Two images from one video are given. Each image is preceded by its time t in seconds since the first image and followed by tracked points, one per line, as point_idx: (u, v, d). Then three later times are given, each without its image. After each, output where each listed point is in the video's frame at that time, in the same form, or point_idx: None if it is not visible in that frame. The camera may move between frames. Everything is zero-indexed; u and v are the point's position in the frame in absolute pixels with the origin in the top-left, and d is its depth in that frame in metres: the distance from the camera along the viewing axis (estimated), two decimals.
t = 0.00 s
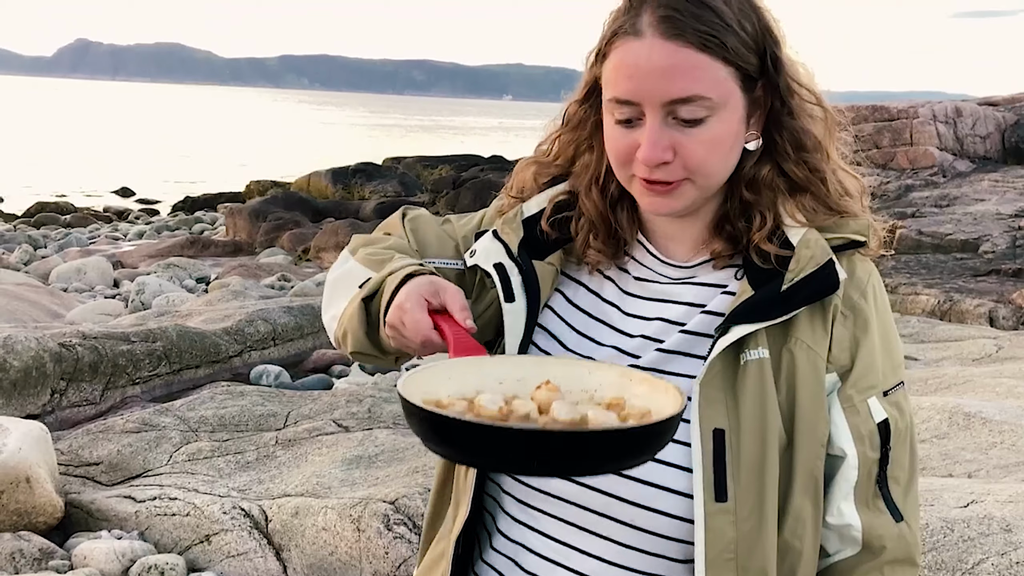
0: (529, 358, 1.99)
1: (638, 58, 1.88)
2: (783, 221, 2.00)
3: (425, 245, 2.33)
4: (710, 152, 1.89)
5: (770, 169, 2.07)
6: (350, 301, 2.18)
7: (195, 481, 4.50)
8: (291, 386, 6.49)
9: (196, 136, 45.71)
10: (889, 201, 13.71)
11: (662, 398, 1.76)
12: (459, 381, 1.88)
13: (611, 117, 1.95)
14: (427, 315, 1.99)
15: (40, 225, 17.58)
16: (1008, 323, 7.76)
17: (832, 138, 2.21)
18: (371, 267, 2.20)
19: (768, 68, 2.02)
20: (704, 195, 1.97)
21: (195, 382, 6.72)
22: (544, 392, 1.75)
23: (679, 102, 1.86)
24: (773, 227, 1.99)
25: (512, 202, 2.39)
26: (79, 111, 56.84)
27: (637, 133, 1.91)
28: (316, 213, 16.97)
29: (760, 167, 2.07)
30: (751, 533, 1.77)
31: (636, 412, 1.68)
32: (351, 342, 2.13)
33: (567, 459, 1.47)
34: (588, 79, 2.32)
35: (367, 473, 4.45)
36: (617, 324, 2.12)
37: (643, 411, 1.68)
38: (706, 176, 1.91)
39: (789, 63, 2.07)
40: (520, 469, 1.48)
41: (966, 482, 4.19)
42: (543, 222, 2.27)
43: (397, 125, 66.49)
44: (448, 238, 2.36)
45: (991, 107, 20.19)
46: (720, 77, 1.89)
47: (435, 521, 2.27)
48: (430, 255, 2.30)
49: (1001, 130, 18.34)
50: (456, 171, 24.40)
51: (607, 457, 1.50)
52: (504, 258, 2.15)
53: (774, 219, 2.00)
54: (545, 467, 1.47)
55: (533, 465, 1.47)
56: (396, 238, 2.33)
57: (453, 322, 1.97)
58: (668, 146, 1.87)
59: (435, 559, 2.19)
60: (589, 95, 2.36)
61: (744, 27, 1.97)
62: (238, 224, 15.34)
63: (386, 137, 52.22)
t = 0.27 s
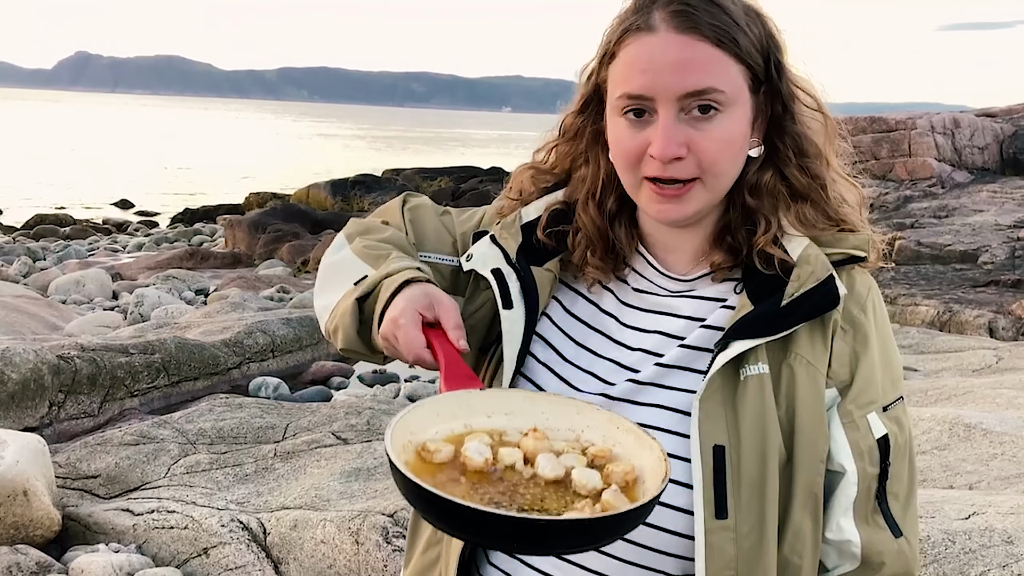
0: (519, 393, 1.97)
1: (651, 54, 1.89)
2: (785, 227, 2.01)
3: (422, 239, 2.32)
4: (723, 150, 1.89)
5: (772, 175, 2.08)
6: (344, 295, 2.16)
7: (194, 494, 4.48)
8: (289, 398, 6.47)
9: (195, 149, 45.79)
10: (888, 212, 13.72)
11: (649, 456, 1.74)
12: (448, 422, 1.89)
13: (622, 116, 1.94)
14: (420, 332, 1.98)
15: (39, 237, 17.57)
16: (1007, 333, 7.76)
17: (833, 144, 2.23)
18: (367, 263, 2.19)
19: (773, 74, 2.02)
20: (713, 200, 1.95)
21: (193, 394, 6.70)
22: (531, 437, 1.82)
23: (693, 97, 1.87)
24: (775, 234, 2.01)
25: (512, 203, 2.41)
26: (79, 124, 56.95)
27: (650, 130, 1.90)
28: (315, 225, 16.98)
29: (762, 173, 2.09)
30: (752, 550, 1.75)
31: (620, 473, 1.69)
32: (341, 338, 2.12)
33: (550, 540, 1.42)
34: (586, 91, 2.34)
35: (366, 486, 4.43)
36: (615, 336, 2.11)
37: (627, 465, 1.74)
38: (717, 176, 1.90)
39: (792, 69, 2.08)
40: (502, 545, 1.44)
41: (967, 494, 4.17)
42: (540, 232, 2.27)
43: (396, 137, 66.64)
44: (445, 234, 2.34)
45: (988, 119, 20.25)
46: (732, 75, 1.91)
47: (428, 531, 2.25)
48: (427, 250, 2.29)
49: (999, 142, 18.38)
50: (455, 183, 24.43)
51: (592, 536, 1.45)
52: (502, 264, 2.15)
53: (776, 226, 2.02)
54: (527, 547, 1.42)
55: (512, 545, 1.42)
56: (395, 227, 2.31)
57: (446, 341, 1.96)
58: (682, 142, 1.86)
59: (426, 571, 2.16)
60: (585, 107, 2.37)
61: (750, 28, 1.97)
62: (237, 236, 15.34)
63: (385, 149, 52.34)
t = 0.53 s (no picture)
0: (525, 396, 1.94)
1: (650, 52, 1.87)
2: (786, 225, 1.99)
3: (418, 250, 2.29)
4: (723, 149, 1.86)
5: (771, 172, 2.06)
6: (342, 310, 2.14)
7: (189, 499, 4.45)
8: (285, 402, 6.44)
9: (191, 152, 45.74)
10: (885, 215, 13.71)
11: (663, 449, 1.70)
12: (458, 427, 1.87)
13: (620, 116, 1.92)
14: (422, 342, 1.95)
15: (34, 242, 17.51)
16: (1006, 336, 7.75)
17: (830, 140, 2.22)
18: (363, 276, 2.16)
19: (770, 71, 2.01)
20: (714, 199, 1.93)
21: (189, 399, 6.67)
22: (541, 437, 1.80)
23: (692, 95, 1.85)
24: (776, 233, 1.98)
25: (508, 211, 2.38)
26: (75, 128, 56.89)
27: (650, 129, 1.87)
28: (312, 228, 16.94)
29: (761, 171, 2.06)
30: (752, 555, 1.73)
31: (634, 467, 1.66)
32: (341, 355, 2.09)
33: (563, 538, 1.38)
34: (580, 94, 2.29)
35: (363, 490, 4.40)
36: (613, 341, 2.08)
37: (641, 458, 1.71)
38: (717, 176, 1.88)
39: (788, 66, 2.07)
40: (513, 547, 1.41)
41: (967, 498, 4.14)
42: (535, 239, 2.25)
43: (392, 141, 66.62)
44: (442, 245, 2.31)
45: (985, 122, 20.26)
46: (731, 72, 1.89)
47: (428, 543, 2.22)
48: (423, 263, 2.27)
49: (996, 144, 18.39)
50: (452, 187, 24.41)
51: (606, 534, 1.41)
52: (498, 270, 2.13)
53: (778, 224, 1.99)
54: (541, 546, 1.39)
55: (530, 546, 1.39)
56: (390, 240, 2.29)
57: (448, 348, 1.92)
58: (682, 141, 1.83)
59: None
60: (581, 108, 2.32)
61: (745, 25, 1.95)
62: (233, 240, 15.30)
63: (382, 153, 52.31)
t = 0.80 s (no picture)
0: (524, 394, 1.91)
1: (629, 59, 1.83)
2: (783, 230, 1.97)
3: (413, 251, 2.27)
4: (703, 158, 1.84)
5: (767, 176, 2.03)
6: (339, 312, 2.12)
7: (186, 496, 4.43)
8: (282, 399, 6.42)
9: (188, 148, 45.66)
10: (882, 210, 13.71)
11: (664, 448, 1.69)
12: (456, 421, 1.82)
13: (603, 121, 1.91)
14: (420, 340, 1.94)
15: (31, 238, 17.47)
16: (1003, 332, 7.75)
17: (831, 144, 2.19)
18: (360, 279, 2.15)
19: (764, 72, 1.98)
20: (697, 206, 1.92)
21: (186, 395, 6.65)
22: (542, 433, 1.75)
23: (672, 103, 1.82)
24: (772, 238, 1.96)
25: (502, 208, 2.35)
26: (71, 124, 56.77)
27: (629, 137, 1.86)
28: (309, 224, 16.91)
29: (757, 174, 2.02)
30: (750, 557, 1.71)
31: (637, 464, 1.60)
32: (337, 357, 2.08)
33: (566, 526, 1.39)
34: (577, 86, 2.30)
35: (360, 487, 4.39)
36: (608, 340, 2.07)
37: (644, 457, 1.66)
38: (698, 184, 1.86)
39: (784, 67, 2.04)
40: (515, 531, 1.40)
41: (964, 494, 4.14)
42: (532, 233, 2.23)
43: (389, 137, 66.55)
44: (437, 245, 2.30)
45: (982, 118, 20.26)
46: (714, 79, 1.85)
47: (423, 546, 2.21)
48: (418, 264, 2.25)
49: (993, 140, 18.38)
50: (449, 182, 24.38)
51: (607, 524, 1.42)
52: (494, 270, 2.10)
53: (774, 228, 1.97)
54: (544, 531, 1.39)
55: (533, 531, 1.39)
56: (385, 242, 2.27)
57: (447, 348, 1.91)
58: (660, 150, 1.82)
59: None
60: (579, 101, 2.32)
61: (736, 27, 1.93)
62: (230, 236, 15.26)
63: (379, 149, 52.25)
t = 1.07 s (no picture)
0: (525, 386, 1.87)
1: (632, 51, 1.80)
2: (782, 221, 1.94)
3: (407, 254, 2.25)
4: (707, 151, 1.82)
5: (767, 167, 2.00)
6: (335, 320, 2.10)
7: (183, 487, 4.42)
8: (280, 390, 6.40)
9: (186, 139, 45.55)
10: (882, 201, 13.68)
11: (673, 431, 1.64)
12: (458, 404, 1.79)
13: (604, 113, 1.88)
14: (417, 337, 1.92)
15: (28, 228, 17.41)
16: (1002, 323, 7.73)
17: (834, 136, 2.16)
18: (355, 285, 2.12)
19: (768, 61, 1.97)
20: (700, 198, 1.90)
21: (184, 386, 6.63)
22: (547, 415, 1.70)
23: (676, 97, 1.79)
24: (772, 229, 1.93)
25: (496, 205, 2.33)
26: (68, 114, 56.62)
27: (632, 130, 1.84)
28: (307, 215, 16.87)
29: (757, 165, 2.01)
30: (747, 555, 1.70)
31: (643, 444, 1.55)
32: (335, 366, 2.05)
33: (579, 481, 1.39)
34: (574, 75, 2.27)
35: (358, 479, 4.37)
36: (605, 334, 2.05)
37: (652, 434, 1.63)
38: (702, 177, 1.84)
39: (788, 56, 2.02)
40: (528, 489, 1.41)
41: (964, 486, 4.13)
42: (527, 227, 2.20)
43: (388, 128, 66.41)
44: (431, 246, 2.27)
45: (981, 109, 20.22)
46: (719, 70, 1.83)
47: (421, 541, 2.20)
48: (412, 266, 2.22)
49: (993, 130, 18.35)
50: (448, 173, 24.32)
51: (621, 482, 1.41)
52: (488, 265, 2.09)
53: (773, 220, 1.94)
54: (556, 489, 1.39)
55: (544, 488, 1.40)
56: (379, 246, 2.24)
57: (445, 346, 1.89)
58: (664, 144, 1.80)
59: None
60: (575, 91, 2.29)
61: (741, 15, 1.90)
62: (228, 227, 15.22)
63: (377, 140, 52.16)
